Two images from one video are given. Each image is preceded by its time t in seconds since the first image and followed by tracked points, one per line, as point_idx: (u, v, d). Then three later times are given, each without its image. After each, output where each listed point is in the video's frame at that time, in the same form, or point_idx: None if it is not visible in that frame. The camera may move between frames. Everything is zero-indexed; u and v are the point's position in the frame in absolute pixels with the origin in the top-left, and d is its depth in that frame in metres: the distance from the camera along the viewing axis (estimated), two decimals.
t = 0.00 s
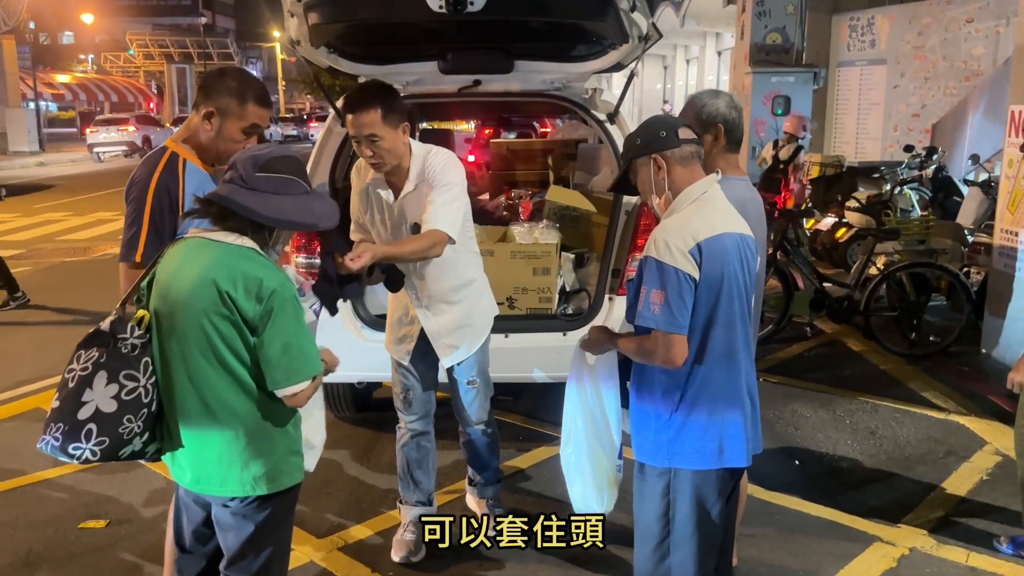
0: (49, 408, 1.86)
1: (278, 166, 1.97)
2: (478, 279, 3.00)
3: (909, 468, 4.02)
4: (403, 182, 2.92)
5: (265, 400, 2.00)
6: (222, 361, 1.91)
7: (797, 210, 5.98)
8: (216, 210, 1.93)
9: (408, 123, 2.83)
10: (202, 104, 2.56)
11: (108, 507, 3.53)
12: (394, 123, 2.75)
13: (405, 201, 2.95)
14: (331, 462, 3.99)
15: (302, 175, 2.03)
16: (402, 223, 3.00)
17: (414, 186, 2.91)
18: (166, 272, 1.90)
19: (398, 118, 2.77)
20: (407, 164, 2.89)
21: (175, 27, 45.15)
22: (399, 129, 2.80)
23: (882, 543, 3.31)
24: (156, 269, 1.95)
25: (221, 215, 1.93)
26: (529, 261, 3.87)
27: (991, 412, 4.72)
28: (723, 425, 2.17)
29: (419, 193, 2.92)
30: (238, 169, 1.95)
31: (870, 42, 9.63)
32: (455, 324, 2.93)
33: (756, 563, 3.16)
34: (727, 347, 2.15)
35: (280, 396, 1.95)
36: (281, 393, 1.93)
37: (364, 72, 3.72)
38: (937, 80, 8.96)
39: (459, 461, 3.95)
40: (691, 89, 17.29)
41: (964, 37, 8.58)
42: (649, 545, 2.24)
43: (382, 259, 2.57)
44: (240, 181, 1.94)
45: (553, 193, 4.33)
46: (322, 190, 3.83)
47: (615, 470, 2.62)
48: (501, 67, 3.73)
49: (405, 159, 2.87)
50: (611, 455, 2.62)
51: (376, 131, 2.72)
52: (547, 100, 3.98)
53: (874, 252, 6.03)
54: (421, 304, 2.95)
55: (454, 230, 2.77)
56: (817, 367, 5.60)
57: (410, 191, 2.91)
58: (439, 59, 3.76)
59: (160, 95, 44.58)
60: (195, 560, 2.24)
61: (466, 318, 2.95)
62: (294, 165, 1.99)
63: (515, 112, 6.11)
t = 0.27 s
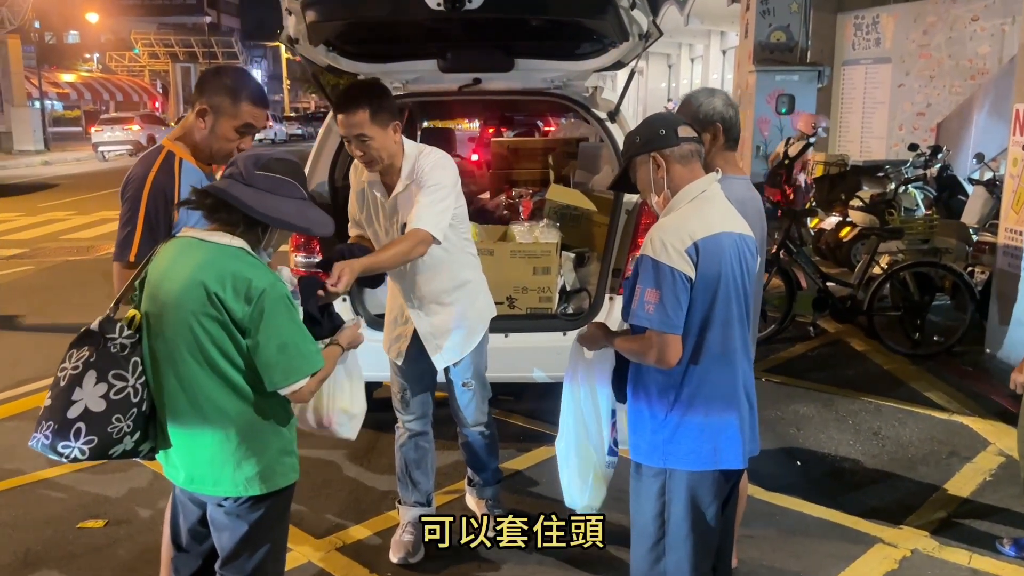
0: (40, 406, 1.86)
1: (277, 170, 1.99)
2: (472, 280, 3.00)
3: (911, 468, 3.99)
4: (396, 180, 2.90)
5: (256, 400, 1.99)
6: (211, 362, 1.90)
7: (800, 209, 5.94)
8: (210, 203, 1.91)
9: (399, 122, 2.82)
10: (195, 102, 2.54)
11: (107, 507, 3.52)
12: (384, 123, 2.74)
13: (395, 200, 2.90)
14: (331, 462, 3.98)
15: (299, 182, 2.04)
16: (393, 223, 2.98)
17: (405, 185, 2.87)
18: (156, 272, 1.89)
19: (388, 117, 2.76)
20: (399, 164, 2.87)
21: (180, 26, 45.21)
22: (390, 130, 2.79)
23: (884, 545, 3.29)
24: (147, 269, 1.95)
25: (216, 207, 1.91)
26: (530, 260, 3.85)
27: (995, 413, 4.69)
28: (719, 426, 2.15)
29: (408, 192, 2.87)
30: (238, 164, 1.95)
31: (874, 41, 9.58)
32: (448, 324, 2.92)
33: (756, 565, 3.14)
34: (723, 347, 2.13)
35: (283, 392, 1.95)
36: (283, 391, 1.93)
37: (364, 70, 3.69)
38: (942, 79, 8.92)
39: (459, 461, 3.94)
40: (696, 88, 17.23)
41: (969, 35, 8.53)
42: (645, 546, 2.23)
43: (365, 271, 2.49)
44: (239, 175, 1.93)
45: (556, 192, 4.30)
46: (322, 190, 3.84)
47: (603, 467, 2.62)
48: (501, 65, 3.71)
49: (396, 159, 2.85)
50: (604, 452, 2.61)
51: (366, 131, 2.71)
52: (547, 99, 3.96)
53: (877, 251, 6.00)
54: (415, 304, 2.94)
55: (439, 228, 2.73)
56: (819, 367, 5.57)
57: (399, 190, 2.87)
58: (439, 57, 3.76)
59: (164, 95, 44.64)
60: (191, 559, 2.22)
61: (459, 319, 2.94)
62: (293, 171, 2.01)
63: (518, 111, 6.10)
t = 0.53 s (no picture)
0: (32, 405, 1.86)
1: (276, 172, 1.98)
2: (471, 281, 2.99)
3: (914, 470, 3.96)
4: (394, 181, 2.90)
5: (249, 403, 1.97)
6: (202, 365, 1.89)
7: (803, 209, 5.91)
8: (207, 205, 1.92)
9: (393, 123, 2.80)
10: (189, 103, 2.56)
11: (105, 509, 3.52)
12: (378, 126, 2.73)
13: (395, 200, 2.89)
14: (330, 463, 3.98)
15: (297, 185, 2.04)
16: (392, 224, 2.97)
17: (403, 186, 2.85)
18: (148, 273, 1.89)
19: (379, 121, 2.73)
20: (396, 165, 2.87)
21: (185, 26, 45.28)
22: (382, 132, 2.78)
23: (885, 547, 3.27)
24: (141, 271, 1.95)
25: (211, 208, 1.92)
26: (529, 261, 3.84)
27: (999, 414, 4.66)
28: (716, 429, 2.13)
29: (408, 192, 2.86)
30: (237, 166, 1.94)
31: (879, 39, 9.53)
32: (445, 326, 2.92)
33: (756, 568, 3.12)
34: (720, 349, 2.11)
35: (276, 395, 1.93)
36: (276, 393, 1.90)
37: (363, 71, 3.72)
38: (947, 77, 8.87)
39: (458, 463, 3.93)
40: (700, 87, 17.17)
41: (975, 33, 8.51)
42: (641, 550, 2.21)
43: (366, 271, 2.49)
44: (236, 177, 1.92)
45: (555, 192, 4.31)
46: (321, 191, 3.85)
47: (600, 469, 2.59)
48: (500, 65, 3.70)
49: (392, 159, 2.84)
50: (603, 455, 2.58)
51: (355, 136, 2.70)
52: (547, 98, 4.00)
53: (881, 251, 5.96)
54: (412, 306, 2.93)
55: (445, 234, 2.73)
56: (822, 368, 5.54)
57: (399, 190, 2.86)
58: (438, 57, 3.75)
59: (169, 95, 44.70)
60: (186, 563, 2.22)
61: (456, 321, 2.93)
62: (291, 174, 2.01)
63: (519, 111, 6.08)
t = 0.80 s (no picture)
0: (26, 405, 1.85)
1: (276, 178, 1.99)
2: (473, 285, 3.00)
3: (917, 472, 3.94)
4: (396, 182, 2.91)
5: (243, 406, 1.97)
6: (196, 367, 1.88)
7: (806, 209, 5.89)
8: (206, 206, 1.92)
9: (392, 123, 2.80)
10: (194, 109, 2.50)
11: (105, 510, 3.52)
12: (378, 126, 2.72)
13: (399, 199, 2.93)
14: (331, 464, 3.97)
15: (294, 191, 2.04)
16: (394, 223, 2.98)
17: (409, 185, 2.89)
18: (145, 275, 1.89)
19: (378, 121, 2.72)
20: (397, 164, 2.88)
21: (191, 26, 45.37)
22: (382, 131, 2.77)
23: (888, 550, 3.25)
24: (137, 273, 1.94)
25: (210, 211, 1.91)
26: (529, 262, 3.82)
27: (1004, 415, 4.63)
28: (714, 433, 2.12)
29: (415, 192, 2.91)
30: (237, 168, 1.95)
31: (885, 38, 9.51)
32: (445, 326, 2.90)
33: (758, 570, 3.11)
34: (717, 353, 2.10)
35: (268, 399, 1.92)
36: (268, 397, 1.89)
37: (361, 71, 3.68)
38: (953, 75, 8.80)
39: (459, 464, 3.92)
40: (705, 86, 17.13)
41: (982, 31, 8.43)
42: (638, 555, 2.19)
43: (380, 253, 2.70)
44: (236, 179, 1.93)
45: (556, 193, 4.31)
46: (321, 191, 3.84)
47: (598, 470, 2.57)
48: (500, 65, 3.68)
49: (394, 158, 2.85)
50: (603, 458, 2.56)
51: (354, 135, 2.69)
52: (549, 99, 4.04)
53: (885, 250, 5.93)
54: (414, 307, 2.92)
55: (461, 237, 2.81)
56: (826, 368, 5.52)
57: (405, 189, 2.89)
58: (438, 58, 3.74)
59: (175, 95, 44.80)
60: (184, 565, 2.21)
61: (457, 323, 2.93)
62: (290, 181, 2.02)
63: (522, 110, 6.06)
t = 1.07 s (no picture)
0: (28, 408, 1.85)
1: (276, 180, 1.99)
2: (473, 284, 3.00)
3: (920, 472, 3.92)
4: (398, 178, 2.90)
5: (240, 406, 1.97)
6: (193, 367, 1.88)
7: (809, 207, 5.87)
8: (206, 205, 1.90)
9: (394, 119, 2.79)
10: (195, 109, 2.51)
11: (106, 510, 3.52)
12: (381, 122, 2.72)
13: (401, 195, 2.92)
14: (332, 464, 3.97)
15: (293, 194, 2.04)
16: (397, 220, 2.98)
17: (411, 182, 2.88)
18: (142, 275, 1.88)
19: (383, 116, 2.72)
20: (399, 161, 2.87)
21: (195, 26, 45.40)
22: (385, 125, 2.76)
23: (890, 550, 3.23)
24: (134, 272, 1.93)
25: (211, 209, 1.90)
26: (530, 261, 3.81)
27: (1008, 414, 4.61)
28: (712, 434, 2.11)
29: (416, 189, 2.90)
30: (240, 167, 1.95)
31: (889, 35, 9.48)
32: (446, 325, 2.90)
33: (759, 571, 3.09)
34: (715, 353, 2.09)
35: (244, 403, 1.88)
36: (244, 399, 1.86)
37: (361, 70, 3.66)
38: (957, 73, 8.77)
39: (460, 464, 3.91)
40: (709, 84, 17.08)
41: (986, 29, 8.37)
42: (637, 556, 2.18)
43: (383, 257, 2.71)
44: (238, 178, 1.93)
45: (557, 192, 4.25)
46: (322, 191, 3.83)
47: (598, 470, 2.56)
48: (500, 64, 3.67)
49: (396, 154, 2.84)
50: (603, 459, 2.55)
51: (358, 131, 2.68)
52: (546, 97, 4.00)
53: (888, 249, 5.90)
54: (414, 305, 2.91)
55: (459, 233, 2.81)
56: (829, 367, 5.50)
57: (406, 186, 2.89)
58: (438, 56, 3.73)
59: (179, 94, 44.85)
60: (182, 565, 2.21)
61: (458, 322, 2.92)
62: (290, 183, 2.02)
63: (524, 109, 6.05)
